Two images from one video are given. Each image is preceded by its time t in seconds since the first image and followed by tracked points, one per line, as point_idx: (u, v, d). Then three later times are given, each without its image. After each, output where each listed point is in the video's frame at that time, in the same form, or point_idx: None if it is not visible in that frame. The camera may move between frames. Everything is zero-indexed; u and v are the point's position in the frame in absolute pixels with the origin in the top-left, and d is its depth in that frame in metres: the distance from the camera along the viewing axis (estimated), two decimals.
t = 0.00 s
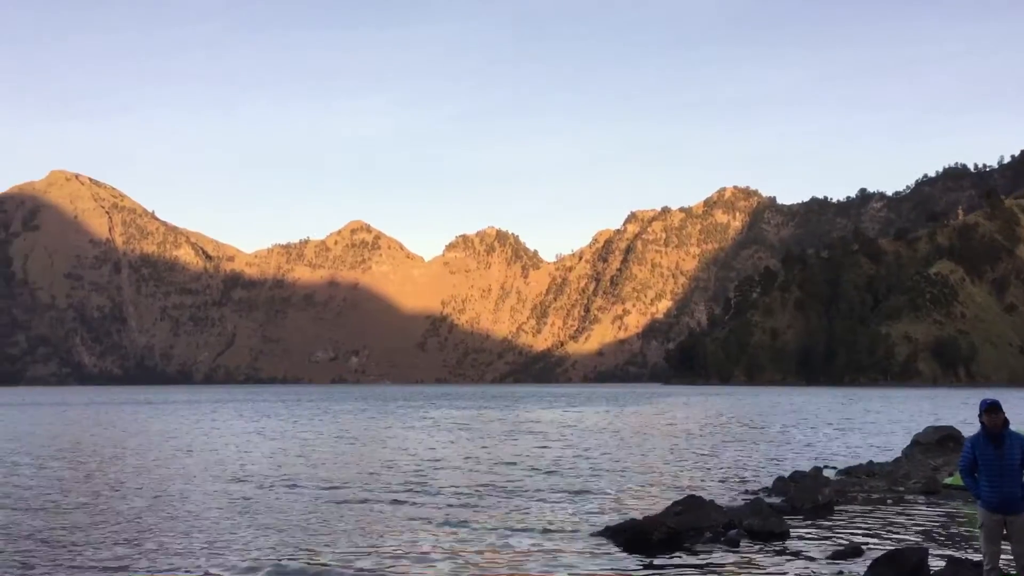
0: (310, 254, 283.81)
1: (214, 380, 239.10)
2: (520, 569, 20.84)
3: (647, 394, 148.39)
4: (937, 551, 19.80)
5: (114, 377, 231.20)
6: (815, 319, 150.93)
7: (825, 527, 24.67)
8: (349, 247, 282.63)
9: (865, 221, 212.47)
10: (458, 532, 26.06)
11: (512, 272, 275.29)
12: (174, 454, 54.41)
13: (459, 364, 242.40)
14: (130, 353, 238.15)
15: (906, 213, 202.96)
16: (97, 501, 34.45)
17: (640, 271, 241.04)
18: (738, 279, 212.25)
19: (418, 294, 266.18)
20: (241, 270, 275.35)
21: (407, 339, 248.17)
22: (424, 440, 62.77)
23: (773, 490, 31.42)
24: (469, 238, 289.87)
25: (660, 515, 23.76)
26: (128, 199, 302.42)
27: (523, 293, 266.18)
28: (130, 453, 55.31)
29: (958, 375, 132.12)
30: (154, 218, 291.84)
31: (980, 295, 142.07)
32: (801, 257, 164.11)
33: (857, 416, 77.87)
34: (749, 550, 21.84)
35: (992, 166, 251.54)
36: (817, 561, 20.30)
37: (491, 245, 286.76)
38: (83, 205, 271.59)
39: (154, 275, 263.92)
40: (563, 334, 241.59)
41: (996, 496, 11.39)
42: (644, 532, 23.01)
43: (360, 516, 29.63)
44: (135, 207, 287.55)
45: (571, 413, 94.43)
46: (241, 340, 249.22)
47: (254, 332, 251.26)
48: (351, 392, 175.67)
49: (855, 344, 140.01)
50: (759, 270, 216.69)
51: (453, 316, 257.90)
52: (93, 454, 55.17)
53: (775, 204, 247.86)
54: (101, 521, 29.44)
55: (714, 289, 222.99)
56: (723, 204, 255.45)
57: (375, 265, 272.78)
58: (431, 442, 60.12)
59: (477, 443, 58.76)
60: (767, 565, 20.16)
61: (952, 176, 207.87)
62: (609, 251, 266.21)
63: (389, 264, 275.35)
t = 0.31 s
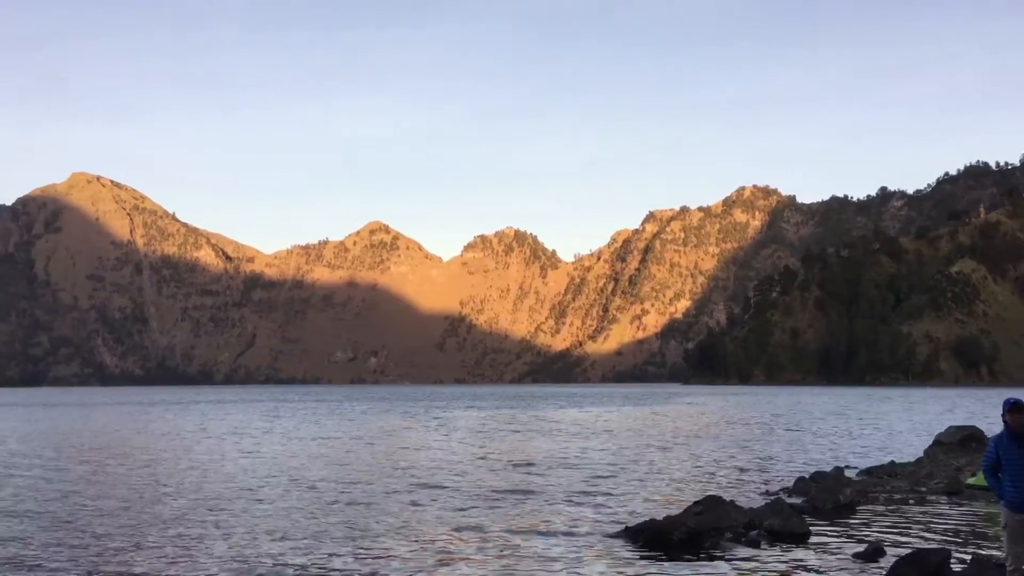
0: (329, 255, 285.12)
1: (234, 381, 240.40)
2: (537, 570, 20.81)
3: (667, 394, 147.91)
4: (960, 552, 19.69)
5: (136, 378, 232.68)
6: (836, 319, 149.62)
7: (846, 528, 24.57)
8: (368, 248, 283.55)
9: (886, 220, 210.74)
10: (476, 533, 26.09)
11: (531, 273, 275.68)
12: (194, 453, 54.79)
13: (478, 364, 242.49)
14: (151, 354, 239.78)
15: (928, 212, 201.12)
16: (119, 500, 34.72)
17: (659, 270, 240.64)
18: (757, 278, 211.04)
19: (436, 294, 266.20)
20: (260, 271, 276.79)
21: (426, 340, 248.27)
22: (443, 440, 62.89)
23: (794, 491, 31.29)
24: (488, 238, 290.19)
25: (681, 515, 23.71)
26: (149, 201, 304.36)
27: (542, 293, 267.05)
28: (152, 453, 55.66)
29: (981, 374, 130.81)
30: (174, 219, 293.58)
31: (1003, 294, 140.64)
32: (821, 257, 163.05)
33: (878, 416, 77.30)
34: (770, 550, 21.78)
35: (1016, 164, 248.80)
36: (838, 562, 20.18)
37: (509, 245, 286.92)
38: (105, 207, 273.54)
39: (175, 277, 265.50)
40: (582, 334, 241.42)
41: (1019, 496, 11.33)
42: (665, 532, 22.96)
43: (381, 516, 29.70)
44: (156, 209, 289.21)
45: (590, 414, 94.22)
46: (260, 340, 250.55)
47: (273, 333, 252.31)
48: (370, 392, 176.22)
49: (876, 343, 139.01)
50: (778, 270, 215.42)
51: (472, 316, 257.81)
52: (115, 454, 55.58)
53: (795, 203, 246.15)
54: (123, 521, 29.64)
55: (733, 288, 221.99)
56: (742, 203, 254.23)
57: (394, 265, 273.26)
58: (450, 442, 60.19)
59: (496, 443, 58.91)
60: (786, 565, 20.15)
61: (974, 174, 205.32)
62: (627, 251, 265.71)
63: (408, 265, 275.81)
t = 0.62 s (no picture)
0: (340, 257, 285.95)
1: (247, 382, 241.37)
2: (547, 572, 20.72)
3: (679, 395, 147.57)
4: (973, 553, 19.59)
5: (149, 380, 233.81)
6: (849, 320, 149.33)
7: (859, 530, 24.45)
8: (380, 248, 283.99)
9: (899, 221, 209.59)
10: (486, 534, 26.02)
11: (542, 274, 275.89)
12: (205, 455, 54.87)
13: (490, 365, 242.43)
14: (164, 356, 240.85)
15: (941, 212, 199.89)
16: (129, 502, 34.75)
17: (671, 271, 240.44)
18: (770, 280, 210.26)
19: (448, 295, 266.09)
20: (273, 273, 277.71)
21: (438, 341, 248.32)
22: (454, 441, 62.91)
23: (806, 491, 31.20)
24: (499, 239, 290.26)
25: (693, 517, 23.58)
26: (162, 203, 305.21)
27: (553, 295, 266.50)
28: (163, 454, 55.86)
29: (995, 375, 130.32)
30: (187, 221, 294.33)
31: (1018, 296, 139.88)
32: (834, 257, 162.17)
33: (891, 417, 76.99)
34: (781, 552, 21.70)
35: None
36: (853, 564, 20.08)
37: (521, 246, 286.84)
38: (117, 209, 274.39)
39: (188, 279, 266.45)
40: (593, 335, 241.23)
41: None
42: (677, 534, 22.85)
43: (392, 517, 29.70)
44: (168, 210, 289.93)
45: (602, 415, 94.20)
46: (273, 342, 251.37)
47: (286, 334, 252.96)
48: (381, 394, 176.24)
49: (889, 343, 138.37)
50: (791, 271, 214.53)
51: (483, 318, 257.71)
52: (126, 455, 55.72)
53: (808, 203, 244.86)
54: (134, 523, 29.66)
55: (745, 289, 221.50)
56: (753, 204, 253.34)
57: (405, 267, 273.54)
58: (460, 444, 60.19)
59: (507, 444, 58.91)
60: (798, 567, 20.03)
61: (987, 175, 203.17)
62: (638, 252, 265.21)
63: (419, 267, 276.04)
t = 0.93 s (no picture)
0: (354, 258, 286.91)
1: (262, 383, 242.23)
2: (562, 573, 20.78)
3: (693, 396, 147.15)
4: (990, 554, 19.59)
5: (165, 381, 235.14)
6: (864, 321, 148.83)
7: (877, 531, 24.42)
8: (393, 249, 284.70)
9: (914, 220, 208.27)
10: (501, 536, 26.11)
11: (556, 275, 276.12)
12: (220, 456, 55.12)
13: (503, 366, 242.49)
14: (179, 357, 242.10)
15: (956, 212, 198.32)
16: (148, 503, 35.09)
17: (684, 272, 240.24)
18: (784, 280, 209.33)
19: (461, 296, 266.17)
20: (287, 274, 278.97)
21: (451, 342, 248.56)
22: (467, 442, 62.99)
23: (822, 492, 31.18)
24: (512, 240, 290.61)
25: (708, 518, 23.61)
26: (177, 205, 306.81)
27: (566, 296, 266.91)
28: (181, 455, 56.29)
29: (1010, 375, 131.41)
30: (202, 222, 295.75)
31: None
32: (849, 257, 161.41)
33: (906, 418, 76.77)
34: (798, 553, 21.67)
35: None
36: (870, 565, 20.11)
37: (534, 247, 287.01)
38: (133, 211, 275.88)
39: (203, 280, 267.55)
40: (606, 336, 241.08)
41: None
42: (692, 534, 22.81)
43: (407, 518, 29.88)
44: (182, 212, 290.99)
45: (617, 416, 94.32)
46: (287, 342, 252.31)
47: (300, 336, 253.67)
48: (394, 395, 176.50)
49: (904, 343, 137.35)
50: (805, 271, 213.64)
51: (497, 319, 257.80)
52: (141, 457, 55.95)
53: (822, 203, 243.41)
54: (153, 523, 29.86)
55: (759, 289, 220.74)
56: (767, 204, 252.43)
57: (419, 268, 274.06)
58: (473, 445, 60.34)
59: (520, 445, 59.05)
60: (815, 569, 20.06)
61: (1003, 173, 200.73)
62: (651, 253, 264.83)
63: (433, 267, 276.41)
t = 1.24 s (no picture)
0: (372, 258, 288.01)
1: (281, 382, 242.73)
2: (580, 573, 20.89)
3: (709, 396, 146.21)
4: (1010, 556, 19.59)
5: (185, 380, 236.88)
6: (883, 319, 147.75)
7: (897, 531, 24.44)
8: (411, 249, 285.54)
9: (934, 218, 206.60)
10: (522, 535, 26.19)
11: (574, 274, 276.13)
12: (241, 455, 55.50)
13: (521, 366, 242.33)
14: (200, 356, 243.74)
15: (977, 209, 196.57)
16: (171, 501, 35.50)
17: (702, 270, 239.77)
18: (802, 278, 207.92)
19: (479, 295, 266.46)
20: (305, 273, 280.40)
21: (469, 341, 248.83)
22: (487, 441, 62.95)
23: (842, 492, 31.14)
24: (530, 239, 290.68)
25: (727, 518, 23.74)
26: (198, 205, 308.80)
27: (584, 295, 266.88)
28: (202, 453, 56.79)
29: None
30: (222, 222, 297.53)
31: None
32: (869, 255, 160.73)
33: (927, 417, 76.18)
34: (818, 553, 21.78)
35: None
36: (890, 566, 20.19)
37: (552, 246, 287.10)
38: (153, 211, 277.91)
39: (222, 280, 269.26)
40: (624, 335, 240.59)
41: None
42: (711, 534, 22.96)
43: (427, 517, 30.10)
44: (203, 212, 292.84)
45: (635, 415, 94.27)
46: (306, 342, 253.24)
47: (318, 335, 254.58)
48: (411, 394, 177.15)
49: (924, 341, 136.25)
50: (824, 269, 212.12)
51: (514, 318, 257.93)
52: (164, 455, 56.39)
53: (842, 201, 241.53)
54: (175, 521, 30.25)
55: (778, 288, 219.58)
56: (787, 202, 250.64)
57: (437, 267, 274.58)
58: (493, 444, 60.38)
59: (541, 444, 59.07)
60: (832, 570, 20.15)
61: None
62: (670, 251, 263.94)
63: (451, 267, 277.00)
